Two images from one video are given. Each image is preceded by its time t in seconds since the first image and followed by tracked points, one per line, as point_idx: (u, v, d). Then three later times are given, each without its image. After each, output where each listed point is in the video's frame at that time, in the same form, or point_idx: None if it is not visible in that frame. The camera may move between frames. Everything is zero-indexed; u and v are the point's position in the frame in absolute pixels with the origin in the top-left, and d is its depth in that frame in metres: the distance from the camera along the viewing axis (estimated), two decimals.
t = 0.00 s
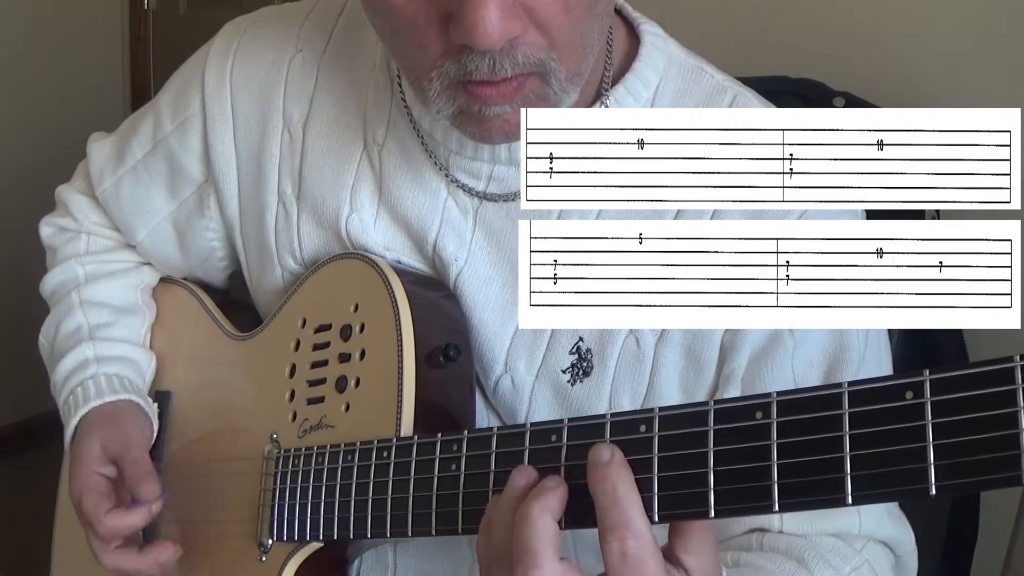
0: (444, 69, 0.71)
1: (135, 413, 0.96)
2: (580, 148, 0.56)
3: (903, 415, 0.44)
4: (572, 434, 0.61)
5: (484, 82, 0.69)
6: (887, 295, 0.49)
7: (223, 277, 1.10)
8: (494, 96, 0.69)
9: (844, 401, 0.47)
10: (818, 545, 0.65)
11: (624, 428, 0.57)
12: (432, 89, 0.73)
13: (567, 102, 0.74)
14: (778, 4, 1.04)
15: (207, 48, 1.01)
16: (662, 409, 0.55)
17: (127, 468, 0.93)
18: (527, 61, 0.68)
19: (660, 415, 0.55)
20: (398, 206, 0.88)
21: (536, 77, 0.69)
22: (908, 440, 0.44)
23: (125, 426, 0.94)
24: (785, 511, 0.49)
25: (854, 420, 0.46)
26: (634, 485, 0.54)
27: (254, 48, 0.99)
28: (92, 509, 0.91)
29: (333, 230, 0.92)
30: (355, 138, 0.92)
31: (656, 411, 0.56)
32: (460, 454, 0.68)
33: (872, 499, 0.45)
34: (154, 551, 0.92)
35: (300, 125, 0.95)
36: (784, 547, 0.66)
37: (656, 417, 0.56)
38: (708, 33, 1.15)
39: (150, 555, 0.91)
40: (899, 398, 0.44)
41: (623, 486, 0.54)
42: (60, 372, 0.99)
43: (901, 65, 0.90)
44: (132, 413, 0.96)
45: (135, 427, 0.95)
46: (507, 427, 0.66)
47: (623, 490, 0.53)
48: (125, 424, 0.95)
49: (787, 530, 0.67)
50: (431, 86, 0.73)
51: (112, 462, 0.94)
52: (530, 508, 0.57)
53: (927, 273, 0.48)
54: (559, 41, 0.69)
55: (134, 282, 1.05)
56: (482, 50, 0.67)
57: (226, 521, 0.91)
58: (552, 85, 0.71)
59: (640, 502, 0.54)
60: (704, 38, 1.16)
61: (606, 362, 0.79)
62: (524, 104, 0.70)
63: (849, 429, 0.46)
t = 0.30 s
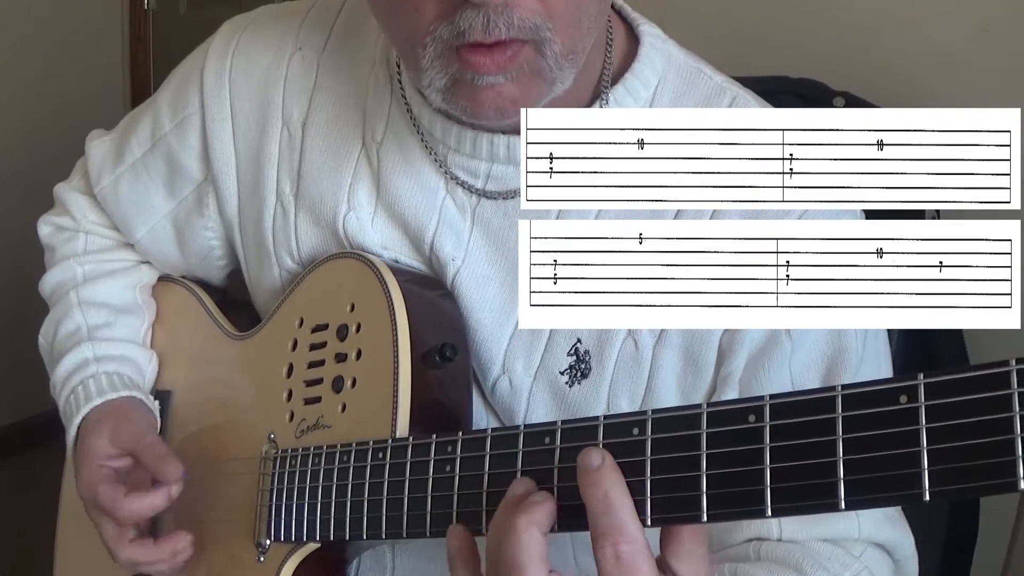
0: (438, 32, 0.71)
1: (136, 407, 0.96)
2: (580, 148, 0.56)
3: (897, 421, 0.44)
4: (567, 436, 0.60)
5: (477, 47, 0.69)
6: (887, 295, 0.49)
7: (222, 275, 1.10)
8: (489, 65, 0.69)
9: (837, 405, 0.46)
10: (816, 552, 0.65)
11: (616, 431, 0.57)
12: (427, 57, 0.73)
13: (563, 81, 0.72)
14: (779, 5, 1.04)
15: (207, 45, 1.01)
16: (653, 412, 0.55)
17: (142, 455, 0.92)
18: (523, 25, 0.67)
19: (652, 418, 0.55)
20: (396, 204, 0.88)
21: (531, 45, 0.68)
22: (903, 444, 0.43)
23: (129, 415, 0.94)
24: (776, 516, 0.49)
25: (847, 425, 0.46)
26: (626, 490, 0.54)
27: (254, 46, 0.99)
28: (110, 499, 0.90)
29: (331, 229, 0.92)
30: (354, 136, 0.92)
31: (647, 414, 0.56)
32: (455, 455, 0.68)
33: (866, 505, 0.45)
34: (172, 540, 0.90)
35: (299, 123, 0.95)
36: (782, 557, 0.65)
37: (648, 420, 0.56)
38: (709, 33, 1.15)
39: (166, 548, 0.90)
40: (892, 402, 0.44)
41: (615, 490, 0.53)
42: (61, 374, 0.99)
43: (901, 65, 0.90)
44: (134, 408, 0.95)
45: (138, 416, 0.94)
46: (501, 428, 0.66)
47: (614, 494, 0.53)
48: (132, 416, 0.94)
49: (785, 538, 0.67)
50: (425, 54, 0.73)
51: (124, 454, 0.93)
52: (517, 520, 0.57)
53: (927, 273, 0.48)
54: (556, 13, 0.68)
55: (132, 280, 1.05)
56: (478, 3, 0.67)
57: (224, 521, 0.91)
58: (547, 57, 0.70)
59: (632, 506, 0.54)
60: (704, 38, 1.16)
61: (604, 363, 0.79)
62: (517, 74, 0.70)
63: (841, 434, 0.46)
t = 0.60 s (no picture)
0: (437, 43, 0.71)
1: (141, 423, 0.96)
2: (580, 148, 0.56)
3: (902, 418, 0.44)
4: (570, 435, 0.61)
5: (477, 57, 0.69)
6: (886, 295, 0.49)
7: (224, 274, 1.10)
8: (487, 74, 0.70)
9: (842, 403, 0.46)
10: (813, 545, 0.65)
11: (622, 430, 0.57)
12: (427, 64, 0.73)
13: (562, 90, 0.73)
14: (779, 5, 1.04)
15: (210, 45, 1.01)
16: (659, 410, 0.55)
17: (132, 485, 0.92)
18: (522, 36, 0.67)
19: (658, 416, 0.56)
20: (398, 204, 0.88)
21: (529, 55, 0.69)
22: (907, 443, 0.44)
23: (133, 436, 0.94)
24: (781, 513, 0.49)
25: (852, 422, 0.46)
26: (632, 487, 0.54)
27: (257, 46, 0.99)
28: (96, 525, 0.91)
29: (334, 229, 0.92)
30: (357, 136, 0.92)
31: (653, 413, 0.56)
32: (459, 454, 0.68)
33: (867, 503, 0.45)
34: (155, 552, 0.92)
35: (302, 122, 0.95)
36: (780, 546, 0.66)
37: (654, 419, 0.56)
38: (709, 34, 1.15)
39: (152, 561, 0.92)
40: (898, 400, 0.44)
41: (622, 485, 0.53)
42: (67, 374, 0.99)
43: (900, 65, 0.90)
44: (139, 424, 0.95)
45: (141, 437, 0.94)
46: (504, 428, 0.66)
47: (621, 489, 0.53)
48: (136, 437, 0.94)
49: (783, 530, 0.67)
50: (426, 61, 0.73)
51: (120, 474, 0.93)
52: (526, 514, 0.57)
53: (927, 273, 0.48)
54: (554, 23, 0.69)
55: (138, 280, 1.05)
56: (476, 16, 0.67)
57: (226, 521, 0.92)
58: (546, 67, 0.70)
59: (639, 503, 0.54)
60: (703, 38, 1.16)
61: (606, 363, 0.79)
62: (516, 82, 0.70)
63: (847, 432, 0.46)
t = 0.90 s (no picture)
0: (443, 42, 0.71)
1: (153, 410, 0.97)
2: (580, 148, 0.56)
3: (902, 417, 0.44)
4: (571, 435, 0.61)
5: (483, 56, 0.69)
6: (887, 295, 0.49)
7: (224, 273, 1.10)
8: (493, 71, 0.70)
9: (842, 402, 0.47)
10: (810, 546, 0.65)
11: (623, 429, 0.57)
12: (432, 63, 0.73)
13: (566, 88, 0.73)
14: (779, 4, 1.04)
15: (210, 44, 1.01)
16: (660, 409, 0.55)
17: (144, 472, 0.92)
18: (528, 35, 0.67)
19: (659, 415, 0.56)
20: (399, 202, 0.88)
21: (535, 55, 0.69)
22: (907, 442, 0.44)
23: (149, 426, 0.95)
24: (781, 513, 0.49)
25: (852, 422, 0.46)
26: (632, 483, 0.54)
27: (257, 45, 0.99)
28: (108, 510, 0.90)
29: (334, 227, 0.92)
30: (358, 134, 0.92)
31: (654, 412, 0.56)
32: (460, 454, 0.68)
33: (866, 503, 0.45)
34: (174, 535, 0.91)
35: (303, 121, 0.95)
36: (776, 548, 0.66)
37: (655, 418, 0.56)
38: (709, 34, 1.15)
39: (172, 543, 0.91)
40: (898, 400, 0.44)
41: (623, 483, 0.53)
42: (73, 370, 0.99)
43: (901, 65, 0.90)
44: (149, 412, 0.96)
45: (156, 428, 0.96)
46: (505, 428, 0.66)
47: (623, 488, 0.53)
48: (148, 425, 0.95)
49: (780, 531, 0.67)
50: (431, 60, 0.73)
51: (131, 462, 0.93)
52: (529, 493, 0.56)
53: (927, 273, 0.48)
54: (559, 21, 0.69)
55: (142, 277, 1.06)
56: (482, 15, 0.67)
57: (228, 521, 0.91)
58: (551, 66, 0.70)
59: (639, 501, 0.54)
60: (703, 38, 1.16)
61: (606, 361, 0.79)
62: (521, 81, 0.70)
63: (847, 431, 0.46)
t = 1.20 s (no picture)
0: (471, 62, 0.71)
1: (149, 406, 0.97)
2: (581, 148, 0.56)
3: (902, 418, 0.44)
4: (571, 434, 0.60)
5: (512, 75, 0.69)
6: (886, 295, 0.49)
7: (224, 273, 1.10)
8: (522, 89, 0.70)
9: (843, 404, 0.47)
10: (806, 547, 0.65)
11: (623, 430, 0.57)
12: (457, 84, 0.74)
13: (590, 94, 0.73)
14: (779, 4, 1.04)
15: (211, 45, 1.01)
16: (661, 410, 0.55)
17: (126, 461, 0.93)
18: (555, 52, 0.67)
19: (659, 416, 0.56)
20: (399, 204, 0.88)
21: (561, 68, 0.69)
22: (907, 443, 0.44)
23: (137, 413, 0.95)
24: (782, 513, 0.49)
25: (853, 424, 0.46)
26: (632, 480, 0.54)
27: (257, 46, 0.99)
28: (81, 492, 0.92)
29: (335, 229, 0.92)
30: (360, 136, 0.92)
31: (654, 412, 0.56)
32: (460, 454, 0.68)
33: (866, 504, 0.45)
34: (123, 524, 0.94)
35: (303, 122, 0.95)
36: (773, 550, 0.66)
37: (655, 419, 0.56)
38: (710, 33, 1.15)
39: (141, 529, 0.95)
40: (898, 401, 0.44)
41: (625, 483, 0.54)
42: (74, 368, 0.99)
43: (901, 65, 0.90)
44: (146, 407, 0.96)
45: (143, 414, 0.96)
46: (506, 428, 0.66)
47: (624, 487, 0.53)
48: (138, 417, 0.95)
49: (779, 533, 0.67)
50: (456, 82, 0.74)
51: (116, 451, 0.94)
52: (544, 467, 0.56)
53: (927, 273, 0.48)
54: (583, 32, 0.69)
55: (143, 277, 1.05)
56: (513, 40, 0.66)
57: (228, 521, 0.91)
58: (576, 77, 0.70)
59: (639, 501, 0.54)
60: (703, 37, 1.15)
61: (606, 362, 0.79)
62: (549, 96, 0.71)
63: (847, 433, 0.46)
